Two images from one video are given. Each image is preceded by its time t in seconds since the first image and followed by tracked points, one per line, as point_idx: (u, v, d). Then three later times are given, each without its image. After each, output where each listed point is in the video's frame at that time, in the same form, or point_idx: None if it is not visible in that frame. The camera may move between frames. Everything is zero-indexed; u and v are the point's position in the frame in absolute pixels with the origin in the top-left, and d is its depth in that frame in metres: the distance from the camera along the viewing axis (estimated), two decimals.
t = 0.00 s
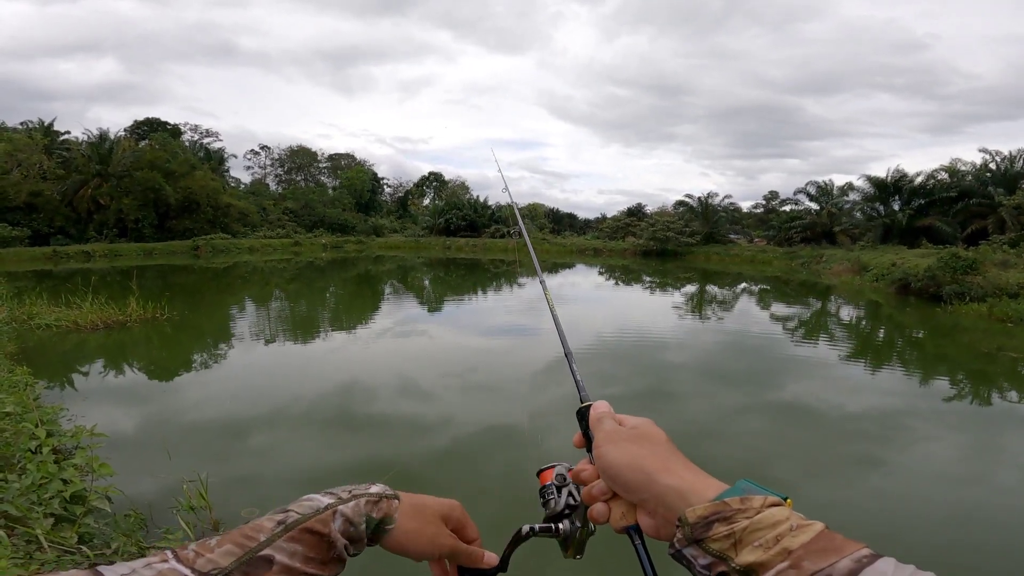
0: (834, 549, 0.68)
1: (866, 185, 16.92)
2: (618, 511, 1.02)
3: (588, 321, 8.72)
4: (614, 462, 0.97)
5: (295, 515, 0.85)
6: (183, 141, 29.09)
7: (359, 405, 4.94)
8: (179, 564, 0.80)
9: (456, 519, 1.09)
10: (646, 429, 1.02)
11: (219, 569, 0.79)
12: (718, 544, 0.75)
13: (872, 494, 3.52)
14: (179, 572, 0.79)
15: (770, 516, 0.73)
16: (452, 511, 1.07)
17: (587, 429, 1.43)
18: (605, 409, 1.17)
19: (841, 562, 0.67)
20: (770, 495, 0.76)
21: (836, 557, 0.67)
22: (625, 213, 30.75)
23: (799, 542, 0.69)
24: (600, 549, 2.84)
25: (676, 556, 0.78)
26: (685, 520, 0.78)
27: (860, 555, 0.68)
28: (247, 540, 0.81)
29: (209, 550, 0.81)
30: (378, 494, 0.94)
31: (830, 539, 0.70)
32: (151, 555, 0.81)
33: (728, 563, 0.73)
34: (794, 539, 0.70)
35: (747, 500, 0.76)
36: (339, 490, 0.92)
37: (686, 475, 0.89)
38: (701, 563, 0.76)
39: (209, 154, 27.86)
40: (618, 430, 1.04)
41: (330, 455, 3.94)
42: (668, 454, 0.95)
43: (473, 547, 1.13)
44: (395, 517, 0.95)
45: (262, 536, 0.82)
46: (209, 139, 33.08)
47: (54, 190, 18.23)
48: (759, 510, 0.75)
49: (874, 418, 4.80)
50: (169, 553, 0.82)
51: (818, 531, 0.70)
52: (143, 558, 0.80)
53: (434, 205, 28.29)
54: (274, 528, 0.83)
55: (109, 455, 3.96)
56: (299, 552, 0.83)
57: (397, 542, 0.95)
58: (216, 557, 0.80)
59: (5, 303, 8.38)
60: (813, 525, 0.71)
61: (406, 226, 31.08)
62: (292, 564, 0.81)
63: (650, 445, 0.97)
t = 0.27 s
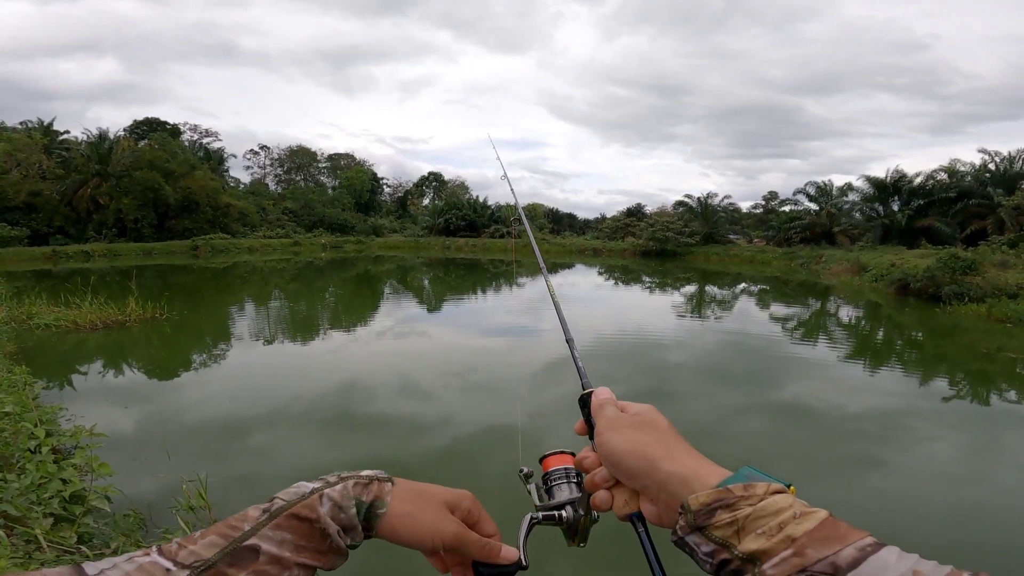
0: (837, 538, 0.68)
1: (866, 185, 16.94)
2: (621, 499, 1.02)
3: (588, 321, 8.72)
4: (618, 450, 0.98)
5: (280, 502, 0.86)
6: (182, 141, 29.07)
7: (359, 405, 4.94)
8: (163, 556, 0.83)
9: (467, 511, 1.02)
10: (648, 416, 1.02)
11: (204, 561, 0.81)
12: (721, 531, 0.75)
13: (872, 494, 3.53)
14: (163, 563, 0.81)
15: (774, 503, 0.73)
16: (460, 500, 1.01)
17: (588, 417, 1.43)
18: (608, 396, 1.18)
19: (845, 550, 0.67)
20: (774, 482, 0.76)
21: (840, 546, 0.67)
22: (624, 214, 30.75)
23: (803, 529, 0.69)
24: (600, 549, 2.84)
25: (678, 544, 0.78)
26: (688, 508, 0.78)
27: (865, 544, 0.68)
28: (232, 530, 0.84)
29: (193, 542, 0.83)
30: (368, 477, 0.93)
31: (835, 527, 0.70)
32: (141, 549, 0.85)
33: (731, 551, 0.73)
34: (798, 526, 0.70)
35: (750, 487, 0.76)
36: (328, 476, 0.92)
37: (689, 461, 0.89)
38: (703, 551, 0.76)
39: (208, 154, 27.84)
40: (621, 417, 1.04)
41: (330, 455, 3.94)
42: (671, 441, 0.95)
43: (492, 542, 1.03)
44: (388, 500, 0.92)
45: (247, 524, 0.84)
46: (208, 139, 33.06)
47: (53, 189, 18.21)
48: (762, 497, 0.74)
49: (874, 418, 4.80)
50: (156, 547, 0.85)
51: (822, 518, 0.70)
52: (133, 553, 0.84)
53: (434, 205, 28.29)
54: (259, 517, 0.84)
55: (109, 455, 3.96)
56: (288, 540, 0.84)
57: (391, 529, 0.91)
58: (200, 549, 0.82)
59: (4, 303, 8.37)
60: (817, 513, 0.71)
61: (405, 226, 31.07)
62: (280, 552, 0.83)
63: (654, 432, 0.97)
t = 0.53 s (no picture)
0: (836, 531, 0.68)
1: (865, 186, 16.96)
2: (617, 490, 1.03)
3: (587, 321, 8.72)
4: (613, 440, 0.98)
5: (257, 479, 0.86)
6: (182, 141, 29.04)
7: (359, 405, 4.93)
8: (140, 540, 0.82)
9: (462, 469, 1.04)
10: (643, 406, 1.02)
11: (181, 542, 0.80)
12: (718, 523, 0.75)
13: (871, 494, 3.53)
14: (140, 546, 0.81)
15: (771, 494, 0.73)
16: (450, 458, 1.03)
17: (587, 411, 1.43)
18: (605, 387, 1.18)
19: (842, 544, 0.67)
20: (771, 473, 0.76)
21: (838, 540, 0.68)
22: (624, 214, 30.74)
23: (801, 522, 0.69)
24: (599, 549, 2.84)
25: (674, 535, 0.78)
26: (684, 499, 0.78)
27: (864, 537, 0.68)
28: (208, 510, 0.83)
29: (170, 525, 0.83)
30: (345, 447, 0.94)
31: (832, 520, 0.70)
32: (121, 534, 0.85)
33: (728, 543, 0.74)
34: (795, 519, 0.70)
35: (747, 478, 0.76)
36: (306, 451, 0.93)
37: (684, 450, 0.89)
38: (700, 543, 0.76)
39: (207, 154, 27.82)
40: (617, 408, 1.04)
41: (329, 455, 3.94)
42: (666, 430, 0.95)
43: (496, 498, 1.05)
44: (369, 466, 0.93)
45: (224, 503, 0.83)
46: (208, 139, 33.03)
47: (52, 189, 18.19)
48: (759, 488, 0.74)
49: (873, 419, 4.81)
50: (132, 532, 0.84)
51: (820, 510, 0.70)
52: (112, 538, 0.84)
53: (433, 206, 28.28)
54: (236, 495, 0.84)
55: (108, 455, 3.96)
56: (270, 517, 0.84)
57: (378, 494, 0.92)
58: (177, 529, 0.82)
59: (3, 303, 8.36)
60: (814, 504, 0.71)
61: (405, 226, 31.07)
62: (262, 529, 0.82)
63: (649, 422, 0.97)
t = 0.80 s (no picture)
0: (832, 538, 0.68)
1: (865, 187, 16.96)
2: (613, 497, 1.02)
3: (587, 322, 8.72)
4: (604, 450, 0.98)
5: (252, 473, 0.85)
6: (182, 142, 29.04)
7: (358, 406, 4.93)
8: (138, 535, 0.82)
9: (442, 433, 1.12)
10: (635, 413, 1.02)
11: (178, 537, 0.80)
12: (713, 533, 0.75)
13: (870, 495, 3.53)
14: (139, 541, 0.81)
15: (766, 502, 0.73)
16: (431, 425, 1.10)
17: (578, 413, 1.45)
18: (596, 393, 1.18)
19: (840, 551, 0.67)
20: (766, 479, 0.75)
21: (834, 547, 0.68)
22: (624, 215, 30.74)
23: (795, 531, 0.69)
24: (598, 549, 2.84)
25: (670, 544, 0.78)
26: (679, 509, 0.78)
27: (859, 544, 0.68)
28: (204, 505, 0.82)
29: (167, 519, 0.83)
30: (339, 438, 0.93)
31: (828, 527, 0.70)
32: (120, 529, 0.85)
33: (723, 553, 0.74)
34: (790, 527, 0.70)
35: (742, 486, 0.76)
36: (299, 444, 0.92)
37: (676, 457, 0.89)
38: (697, 551, 0.76)
39: (207, 154, 27.82)
40: (606, 416, 1.04)
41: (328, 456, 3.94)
42: (657, 437, 0.95)
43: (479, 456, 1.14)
44: (366, 454, 0.93)
45: (221, 497, 0.82)
46: (208, 139, 33.04)
47: (52, 189, 18.20)
48: (753, 496, 0.74)
49: (873, 420, 4.80)
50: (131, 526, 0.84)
51: (815, 517, 0.70)
52: (110, 535, 0.84)
53: (433, 206, 28.28)
54: (231, 489, 0.83)
55: (108, 455, 3.96)
56: (266, 511, 0.83)
57: (377, 479, 0.94)
58: (174, 524, 0.82)
59: (2, 303, 8.34)
60: (809, 512, 0.71)
61: (405, 226, 31.06)
62: (259, 523, 0.82)
63: (640, 429, 0.97)
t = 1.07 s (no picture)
0: (836, 545, 0.68)
1: (868, 190, 16.92)
2: (612, 507, 1.01)
3: (588, 324, 8.71)
4: (603, 460, 0.97)
5: (279, 509, 0.85)
6: (186, 144, 29.17)
7: (358, 407, 4.93)
8: (164, 560, 0.79)
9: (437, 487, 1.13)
10: (633, 423, 1.02)
11: (205, 566, 0.78)
12: (716, 540, 0.74)
13: (871, 497, 3.52)
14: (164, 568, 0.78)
15: (768, 510, 0.72)
16: (432, 480, 1.11)
17: (576, 426, 1.45)
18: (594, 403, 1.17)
19: (843, 559, 0.66)
20: (768, 488, 0.75)
21: (837, 554, 0.67)
22: (626, 217, 30.72)
23: (799, 538, 0.69)
24: (599, 551, 2.82)
25: (671, 553, 0.77)
26: (680, 517, 0.77)
27: (863, 551, 0.68)
28: (232, 535, 0.81)
29: (192, 547, 0.80)
30: (361, 484, 0.95)
31: (831, 535, 0.69)
32: (137, 552, 0.81)
33: (725, 561, 0.73)
34: (793, 535, 0.69)
35: (743, 493, 0.75)
36: (322, 482, 0.93)
37: (676, 467, 0.88)
38: (698, 560, 0.75)
39: (211, 155, 27.92)
40: (605, 426, 1.03)
41: (328, 457, 3.94)
42: (657, 447, 0.94)
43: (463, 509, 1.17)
44: (383, 504, 0.97)
45: (248, 530, 0.81)
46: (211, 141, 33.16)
47: (56, 189, 18.28)
48: (755, 503, 0.73)
49: (875, 423, 4.78)
50: (152, 551, 0.81)
51: (818, 525, 0.70)
52: (130, 557, 0.80)
53: (435, 208, 28.31)
54: (259, 522, 0.82)
55: (109, 455, 3.96)
56: (287, 546, 0.83)
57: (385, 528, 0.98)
58: (201, 553, 0.80)
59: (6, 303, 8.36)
60: (812, 519, 0.71)
61: (407, 228, 31.09)
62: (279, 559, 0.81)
63: (639, 439, 0.97)
